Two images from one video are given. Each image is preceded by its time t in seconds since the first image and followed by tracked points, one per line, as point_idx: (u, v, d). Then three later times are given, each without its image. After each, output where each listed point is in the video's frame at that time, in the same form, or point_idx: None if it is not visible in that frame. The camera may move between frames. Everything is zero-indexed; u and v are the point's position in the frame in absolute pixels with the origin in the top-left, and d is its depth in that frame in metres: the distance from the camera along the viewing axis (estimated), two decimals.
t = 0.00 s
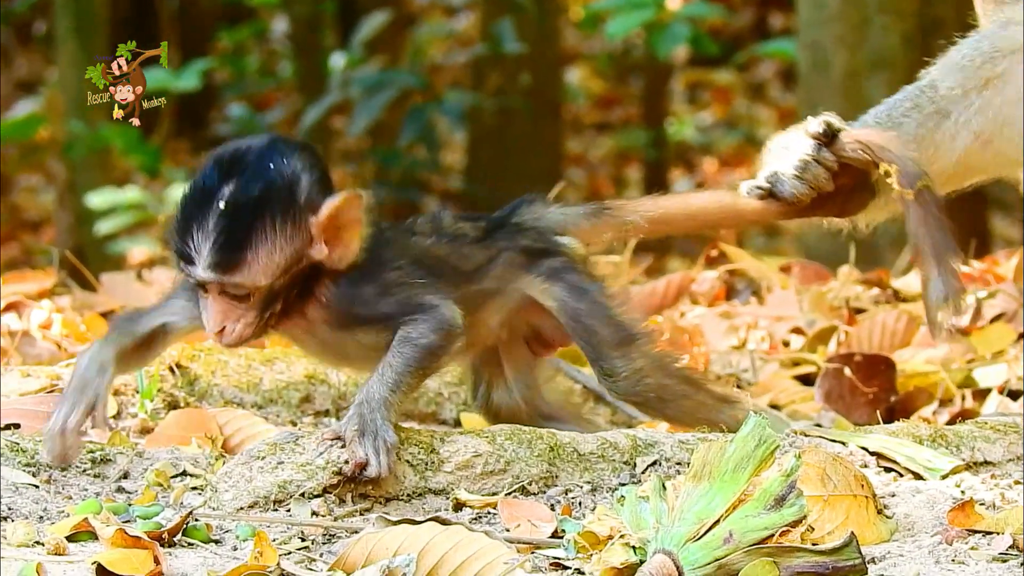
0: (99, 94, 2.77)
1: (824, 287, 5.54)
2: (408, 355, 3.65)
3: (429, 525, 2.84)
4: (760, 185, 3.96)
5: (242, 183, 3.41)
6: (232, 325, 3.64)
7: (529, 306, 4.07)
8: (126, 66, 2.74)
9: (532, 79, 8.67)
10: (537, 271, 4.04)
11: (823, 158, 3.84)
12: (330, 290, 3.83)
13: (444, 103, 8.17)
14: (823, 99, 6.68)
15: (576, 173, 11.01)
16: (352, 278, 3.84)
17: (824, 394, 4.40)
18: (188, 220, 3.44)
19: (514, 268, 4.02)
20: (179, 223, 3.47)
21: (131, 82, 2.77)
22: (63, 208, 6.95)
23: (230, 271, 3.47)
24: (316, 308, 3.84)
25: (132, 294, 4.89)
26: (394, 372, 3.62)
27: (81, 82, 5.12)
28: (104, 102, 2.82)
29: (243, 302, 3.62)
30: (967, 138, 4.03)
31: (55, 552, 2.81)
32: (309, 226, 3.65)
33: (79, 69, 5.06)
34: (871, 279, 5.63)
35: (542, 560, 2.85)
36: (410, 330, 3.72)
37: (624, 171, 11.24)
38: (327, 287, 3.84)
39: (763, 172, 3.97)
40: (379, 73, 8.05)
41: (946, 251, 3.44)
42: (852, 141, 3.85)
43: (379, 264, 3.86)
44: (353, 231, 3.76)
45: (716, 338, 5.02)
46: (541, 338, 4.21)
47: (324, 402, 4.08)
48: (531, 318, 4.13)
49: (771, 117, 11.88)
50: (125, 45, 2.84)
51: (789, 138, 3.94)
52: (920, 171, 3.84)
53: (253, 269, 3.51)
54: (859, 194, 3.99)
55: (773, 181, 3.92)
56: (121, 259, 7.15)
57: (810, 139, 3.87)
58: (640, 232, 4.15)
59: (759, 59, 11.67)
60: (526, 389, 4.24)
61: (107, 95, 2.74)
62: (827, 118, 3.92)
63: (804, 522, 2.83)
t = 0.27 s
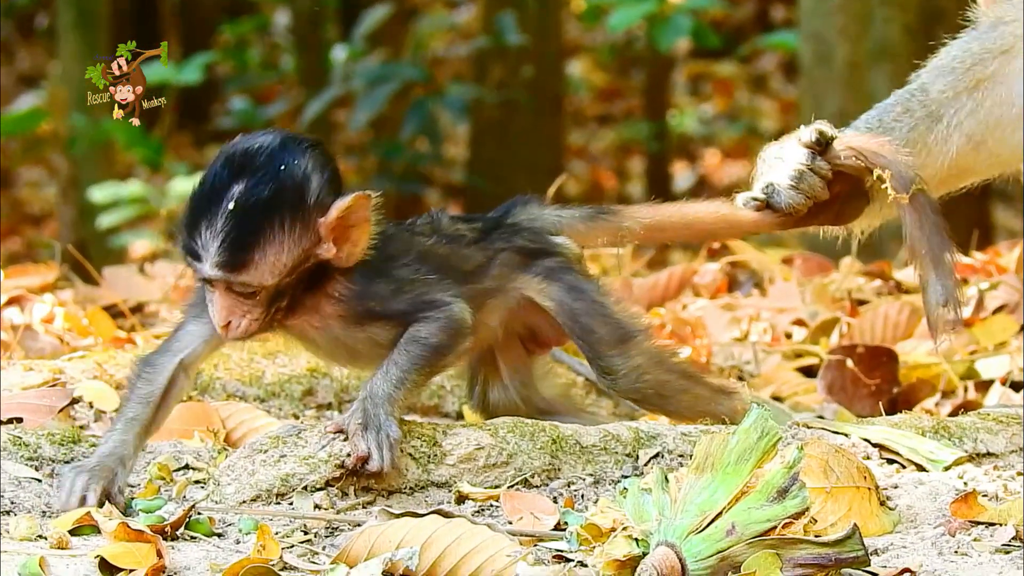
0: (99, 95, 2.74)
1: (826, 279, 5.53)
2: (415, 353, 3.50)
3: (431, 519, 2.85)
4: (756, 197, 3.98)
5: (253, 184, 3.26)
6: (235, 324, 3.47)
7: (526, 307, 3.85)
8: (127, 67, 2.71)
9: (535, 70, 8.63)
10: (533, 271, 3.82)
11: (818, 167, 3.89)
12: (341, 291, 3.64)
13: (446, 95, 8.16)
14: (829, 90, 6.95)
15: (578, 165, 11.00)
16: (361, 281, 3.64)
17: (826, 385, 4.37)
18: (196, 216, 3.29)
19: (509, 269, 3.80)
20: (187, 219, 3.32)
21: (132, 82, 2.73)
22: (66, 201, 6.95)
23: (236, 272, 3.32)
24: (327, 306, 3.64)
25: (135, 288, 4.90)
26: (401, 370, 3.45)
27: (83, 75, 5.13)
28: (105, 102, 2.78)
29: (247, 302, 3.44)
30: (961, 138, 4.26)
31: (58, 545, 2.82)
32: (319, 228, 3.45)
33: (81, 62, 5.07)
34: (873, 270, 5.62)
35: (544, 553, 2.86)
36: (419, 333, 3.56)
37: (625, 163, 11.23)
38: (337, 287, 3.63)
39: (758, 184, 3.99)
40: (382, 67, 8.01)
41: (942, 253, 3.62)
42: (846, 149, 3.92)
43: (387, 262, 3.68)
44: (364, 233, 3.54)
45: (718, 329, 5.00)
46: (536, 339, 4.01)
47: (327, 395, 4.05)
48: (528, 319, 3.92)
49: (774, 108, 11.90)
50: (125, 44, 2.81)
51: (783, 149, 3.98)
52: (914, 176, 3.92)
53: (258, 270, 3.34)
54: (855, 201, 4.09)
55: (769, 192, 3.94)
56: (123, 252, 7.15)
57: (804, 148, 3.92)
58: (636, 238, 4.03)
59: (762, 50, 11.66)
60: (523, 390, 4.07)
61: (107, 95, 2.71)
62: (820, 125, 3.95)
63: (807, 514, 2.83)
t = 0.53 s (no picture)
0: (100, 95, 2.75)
1: (830, 274, 5.52)
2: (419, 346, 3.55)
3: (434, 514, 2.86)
4: (761, 188, 3.96)
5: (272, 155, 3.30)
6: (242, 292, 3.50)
7: (530, 296, 3.88)
8: (127, 66, 2.72)
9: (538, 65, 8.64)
10: (539, 260, 3.84)
11: (823, 159, 3.88)
12: (350, 272, 3.68)
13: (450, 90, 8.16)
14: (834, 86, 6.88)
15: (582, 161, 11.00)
16: (373, 274, 3.69)
17: (830, 379, 4.42)
18: (211, 182, 3.34)
19: (517, 257, 3.84)
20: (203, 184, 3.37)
21: (132, 83, 2.74)
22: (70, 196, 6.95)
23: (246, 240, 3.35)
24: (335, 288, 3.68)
25: (138, 283, 4.89)
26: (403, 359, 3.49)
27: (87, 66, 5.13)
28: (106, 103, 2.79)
29: (255, 273, 3.48)
30: (966, 132, 4.26)
31: (61, 539, 2.82)
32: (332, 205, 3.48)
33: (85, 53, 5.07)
34: (876, 265, 5.62)
35: (547, 547, 2.86)
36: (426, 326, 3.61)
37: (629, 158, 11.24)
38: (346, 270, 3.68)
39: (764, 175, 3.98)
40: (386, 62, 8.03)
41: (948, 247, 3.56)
42: (851, 141, 3.92)
43: (401, 252, 3.71)
44: (376, 217, 3.58)
45: (721, 324, 4.98)
46: (540, 331, 4.01)
47: (330, 389, 4.08)
48: (531, 311, 3.94)
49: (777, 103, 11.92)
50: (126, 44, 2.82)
51: (789, 141, 3.97)
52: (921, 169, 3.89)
53: (269, 238, 3.38)
54: (861, 192, 4.06)
55: (775, 184, 3.92)
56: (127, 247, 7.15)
57: (810, 140, 3.92)
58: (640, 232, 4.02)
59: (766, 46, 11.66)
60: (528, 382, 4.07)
61: (108, 94, 2.72)
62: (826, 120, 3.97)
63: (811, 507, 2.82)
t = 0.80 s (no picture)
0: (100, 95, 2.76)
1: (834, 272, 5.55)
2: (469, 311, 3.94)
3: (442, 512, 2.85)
4: (812, 243, 3.81)
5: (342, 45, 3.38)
6: (304, 182, 3.75)
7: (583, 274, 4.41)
8: (127, 66, 2.73)
9: (543, 63, 8.83)
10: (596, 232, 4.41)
11: (873, 216, 3.71)
12: (411, 194, 3.99)
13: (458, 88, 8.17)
14: (835, 81, 7.75)
15: (587, 158, 11.05)
16: (437, 197, 3.99)
17: (837, 376, 4.46)
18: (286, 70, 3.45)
19: (580, 225, 4.39)
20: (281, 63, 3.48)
21: (132, 83, 2.75)
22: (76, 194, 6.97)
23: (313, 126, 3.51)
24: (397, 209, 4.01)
25: (144, 282, 4.92)
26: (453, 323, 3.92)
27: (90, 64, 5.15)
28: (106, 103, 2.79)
29: (319, 162, 3.70)
30: (1001, 165, 4.03)
31: (68, 539, 2.83)
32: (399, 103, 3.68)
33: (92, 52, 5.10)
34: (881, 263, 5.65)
35: (554, 546, 2.86)
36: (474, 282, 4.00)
37: (634, 155, 11.32)
38: (410, 187, 3.98)
39: (813, 230, 3.81)
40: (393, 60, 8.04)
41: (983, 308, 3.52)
42: (902, 195, 3.74)
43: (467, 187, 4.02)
44: (439, 116, 3.81)
45: (728, 321, 5.17)
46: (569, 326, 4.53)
47: (337, 388, 4.07)
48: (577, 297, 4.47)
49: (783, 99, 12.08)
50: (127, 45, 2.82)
51: (837, 193, 3.79)
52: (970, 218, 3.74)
53: (333, 126, 3.54)
54: (904, 239, 3.89)
55: (825, 241, 3.76)
56: (134, 245, 7.18)
57: (858, 195, 3.74)
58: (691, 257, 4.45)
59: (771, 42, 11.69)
60: (550, 373, 4.54)
61: (107, 95, 2.73)
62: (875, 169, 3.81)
63: (817, 506, 2.80)
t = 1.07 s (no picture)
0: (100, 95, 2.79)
1: (842, 271, 5.51)
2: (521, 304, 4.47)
3: (449, 510, 2.82)
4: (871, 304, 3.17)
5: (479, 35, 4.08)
6: (440, 168, 4.48)
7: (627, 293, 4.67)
8: (127, 66, 2.75)
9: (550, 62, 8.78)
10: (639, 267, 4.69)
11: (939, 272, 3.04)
12: (531, 189, 4.54)
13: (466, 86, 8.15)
14: (847, 79, 7.94)
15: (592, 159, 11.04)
16: (554, 201, 4.56)
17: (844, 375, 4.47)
18: (432, 54, 4.20)
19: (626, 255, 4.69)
20: (421, 55, 4.27)
21: (132, 83, 2.78)
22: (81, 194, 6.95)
23: (451, 114, 4.29)
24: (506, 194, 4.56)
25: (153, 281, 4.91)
26: (480, 307, 4.36)
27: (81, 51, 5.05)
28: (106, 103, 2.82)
29: (451, 146, 4.41)
30: None
31: (75, 538, 2.84)
32: (536, 95, 4.29)
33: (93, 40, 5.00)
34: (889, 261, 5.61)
35: (561, 545, 2.88)
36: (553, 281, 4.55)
37: (640, 155, 11.32)
38: (531, 181, 4.53)
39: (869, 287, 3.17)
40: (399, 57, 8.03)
41: None
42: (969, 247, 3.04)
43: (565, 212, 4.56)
44: (573, 116, 4.38)
45: (735, 320, 5.08)
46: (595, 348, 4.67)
47: (344, 387, 4.04)
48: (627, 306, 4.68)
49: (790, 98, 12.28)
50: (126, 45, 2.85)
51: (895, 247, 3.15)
52: None
53: (468, 117, 4.30)
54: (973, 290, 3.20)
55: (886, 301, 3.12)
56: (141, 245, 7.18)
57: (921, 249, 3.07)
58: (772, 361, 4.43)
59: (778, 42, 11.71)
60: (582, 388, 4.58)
61: (108, 95, 2.76)
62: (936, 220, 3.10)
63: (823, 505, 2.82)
